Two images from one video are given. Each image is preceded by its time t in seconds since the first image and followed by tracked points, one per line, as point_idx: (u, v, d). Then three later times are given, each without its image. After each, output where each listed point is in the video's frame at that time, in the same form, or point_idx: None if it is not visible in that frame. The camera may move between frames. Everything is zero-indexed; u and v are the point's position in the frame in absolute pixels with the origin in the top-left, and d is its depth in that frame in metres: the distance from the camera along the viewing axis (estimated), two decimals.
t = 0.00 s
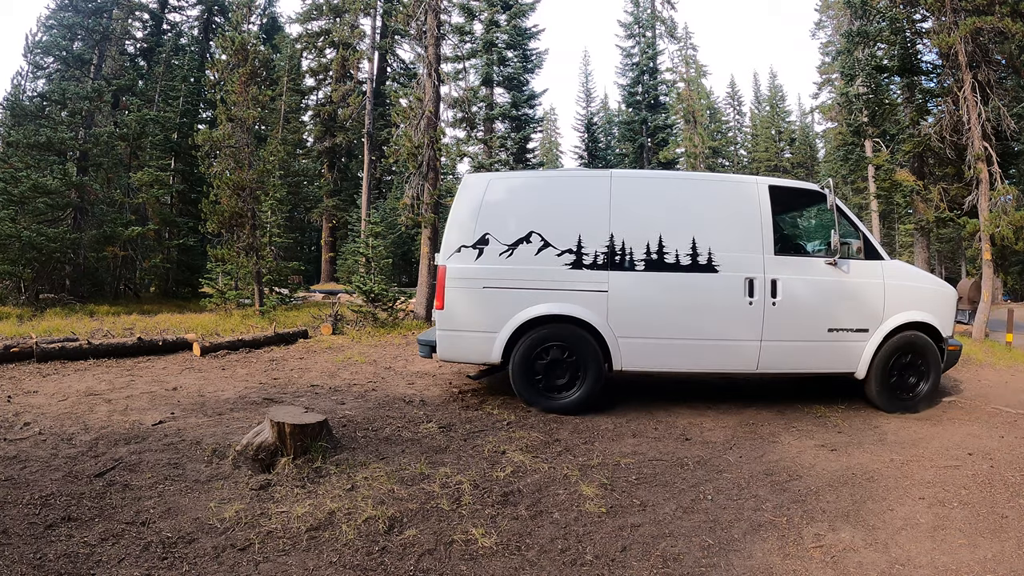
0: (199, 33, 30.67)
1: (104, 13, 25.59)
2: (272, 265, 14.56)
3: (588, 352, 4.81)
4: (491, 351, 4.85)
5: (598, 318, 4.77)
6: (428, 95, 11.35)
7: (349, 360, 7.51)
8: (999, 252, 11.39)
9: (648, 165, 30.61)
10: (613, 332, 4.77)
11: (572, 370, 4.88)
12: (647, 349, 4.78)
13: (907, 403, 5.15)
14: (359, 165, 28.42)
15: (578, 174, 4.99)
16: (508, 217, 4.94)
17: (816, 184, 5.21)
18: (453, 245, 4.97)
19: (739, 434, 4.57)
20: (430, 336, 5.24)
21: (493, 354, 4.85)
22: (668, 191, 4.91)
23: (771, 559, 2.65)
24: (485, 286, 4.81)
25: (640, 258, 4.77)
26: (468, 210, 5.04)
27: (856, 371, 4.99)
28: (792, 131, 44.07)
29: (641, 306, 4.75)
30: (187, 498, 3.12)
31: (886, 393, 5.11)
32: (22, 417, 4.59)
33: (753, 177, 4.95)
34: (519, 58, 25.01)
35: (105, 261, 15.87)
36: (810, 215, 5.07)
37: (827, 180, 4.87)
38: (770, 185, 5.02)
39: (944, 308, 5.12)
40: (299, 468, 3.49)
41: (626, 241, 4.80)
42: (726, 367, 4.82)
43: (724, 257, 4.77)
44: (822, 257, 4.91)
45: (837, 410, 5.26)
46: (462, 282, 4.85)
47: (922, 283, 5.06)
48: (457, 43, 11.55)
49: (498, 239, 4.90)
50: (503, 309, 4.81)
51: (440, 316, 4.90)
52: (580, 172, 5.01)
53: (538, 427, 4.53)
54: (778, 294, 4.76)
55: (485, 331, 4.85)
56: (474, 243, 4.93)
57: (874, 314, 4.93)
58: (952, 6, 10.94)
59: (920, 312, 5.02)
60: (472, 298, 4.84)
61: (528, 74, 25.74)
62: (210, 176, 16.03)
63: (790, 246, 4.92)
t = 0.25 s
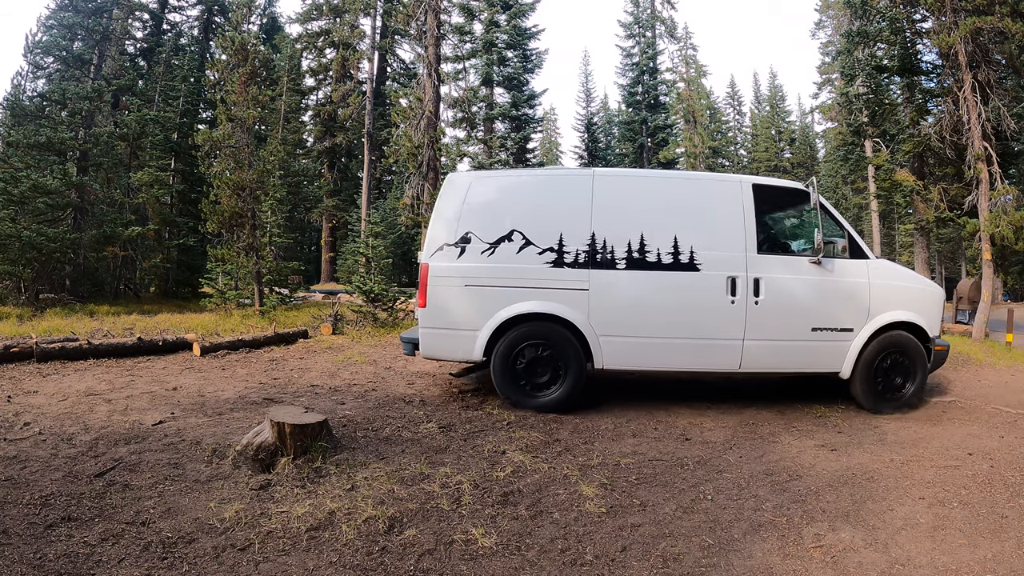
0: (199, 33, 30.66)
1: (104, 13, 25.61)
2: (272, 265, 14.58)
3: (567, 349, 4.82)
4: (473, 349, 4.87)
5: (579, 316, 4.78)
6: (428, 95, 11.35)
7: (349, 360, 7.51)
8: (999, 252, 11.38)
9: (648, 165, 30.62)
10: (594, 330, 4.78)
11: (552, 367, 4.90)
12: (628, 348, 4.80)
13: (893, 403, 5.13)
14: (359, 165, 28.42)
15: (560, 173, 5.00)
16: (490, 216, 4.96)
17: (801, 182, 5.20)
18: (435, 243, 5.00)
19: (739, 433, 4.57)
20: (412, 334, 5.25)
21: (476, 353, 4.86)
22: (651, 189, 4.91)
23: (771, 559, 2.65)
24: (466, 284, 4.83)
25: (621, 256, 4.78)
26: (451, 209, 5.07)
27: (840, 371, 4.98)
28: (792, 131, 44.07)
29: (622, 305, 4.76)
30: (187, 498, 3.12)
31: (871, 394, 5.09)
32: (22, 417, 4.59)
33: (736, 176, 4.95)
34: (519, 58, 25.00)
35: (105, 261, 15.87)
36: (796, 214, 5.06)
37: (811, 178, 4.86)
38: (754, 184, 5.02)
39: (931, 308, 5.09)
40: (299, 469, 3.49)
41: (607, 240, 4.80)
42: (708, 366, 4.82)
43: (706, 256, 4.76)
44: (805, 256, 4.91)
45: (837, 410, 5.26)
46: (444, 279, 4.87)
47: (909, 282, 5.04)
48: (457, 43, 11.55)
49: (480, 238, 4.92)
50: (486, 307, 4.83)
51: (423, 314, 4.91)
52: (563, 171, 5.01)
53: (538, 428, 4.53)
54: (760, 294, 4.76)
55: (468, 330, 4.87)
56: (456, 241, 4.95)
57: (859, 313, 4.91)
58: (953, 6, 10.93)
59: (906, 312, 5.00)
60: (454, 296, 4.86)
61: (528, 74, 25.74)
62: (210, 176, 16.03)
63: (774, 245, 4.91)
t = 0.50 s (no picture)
0: (199, 33, 30.68)
1: (104, 13, 25.63)
2: (272, 265, 14.60)
3: (550, 350, 4.84)
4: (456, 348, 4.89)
5: (561, 315, 4.80)
6: (428, 95, 11.35)
7: (349, 360, 7.51)
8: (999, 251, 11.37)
9: (648, 165, 30.63)
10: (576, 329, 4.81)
11: (535, 368, 4.91)
12: (612, 347, 4.81)
13: (879, 404, 5.11)
14: (359, 164, 28.42)
15: (545, 173, 5.03)
16: (475, 214, 4.99)
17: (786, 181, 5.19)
18: (420, 242, 5.04)
19: (739, 434, 4.57)
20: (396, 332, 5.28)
21: (458, 350, 4.89)
22: (636, 189, 4.92)
23: (771, 559, 2.65)
24: (450, 283, 4.87)
25: (603, 255, 4.79)
26: (436, 208, 5.10)
27: (827, 370, 4.97)
28: (792, 131, 44.05)
29: (604, 303, 4.77)
30: (188, 498, 3.12)
31: (857, 395, 5.08)
32: (22, 417, 4.59)
33: (720, 174, 4.95)
34: (519, 58, 25.00)
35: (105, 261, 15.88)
36: (781, 214, 5.06)
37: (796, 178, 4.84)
38: (739, 183, 5.01)
39: (919, 309, 5.05)
40: (299, 468, 3.49)
41: (590, 239, 4.82)
42: (691, 366, 4.82)
43: (689, 255, 4.77)
44: (790, 256, 4.90)
45: (837, 410, 5.26)
46: (428, 278, 4.91)
47: (896, 283, 5.01)
48: (457, 43, 11.54)
49: (464, 236, 4.94)
50: (469, 306, 4.85)
51: (407, 312, 4.95)
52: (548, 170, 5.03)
53: (538, 427, 4.53)
54: (745, 293, 4.76)
55: (451, 327, 4.89)
56: (440, 239, 4.99)
57: (844, 313, 4.89)
58: (952, 6, 10.93)
59: (893, 312, 4.97)
60: (438, 294, 4.90)
61: (528, 74, 25.75)
62: (210, 176, 16.02)
63: (758, 244, 4.91)
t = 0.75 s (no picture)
0: (199, 33, 30.68)
1: (104, 13, 25.64)
2: (272, 265, 14.61)
3: (531, 349, 4.88)
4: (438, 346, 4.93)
5: (542, 314, 4.83)
6: (428, 95, 11.35)
7: (349, 360, 7.51)
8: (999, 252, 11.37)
9: (648, 165, 30.63)
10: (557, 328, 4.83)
11: (516, 366, 4.96)
12: (593, 346, 4.84)
13: (864, 404, 5.09)
14: (359, 165, 28.42)
15: (527, 172, 5.05)
16: (457, 213, 5.02)
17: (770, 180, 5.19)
18: (402, 240, 5.07)
19: (740, 434, 4.57)
20: (380, 330, 5.33)
21: (439, 348, 4.93)
22: (618, 188, 4.93)
23: (771, 559, 2.65)
24: (432, 281, 4.92)
25: (584, 254, 4.81)
26: (420, 206, 5.14)
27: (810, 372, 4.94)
28: (792, 131, 44.06)
29: (584, 302, 4.79)
30: (188, 498, 3.11)
31: (841, 395, 5.06)
32: (22, 417, 4.59)
33: (703, 173, 4.96)
34: (519, 58, 25.00)
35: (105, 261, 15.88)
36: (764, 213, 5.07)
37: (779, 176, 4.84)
38: (722, 182, 5.02)
39: (905, 309, 5.02)
40: (299, 469, 3.49)
41: (571, 238, 4.84)
42: (672, 365, 4.83)
43: (670, 254, 4.77)
44: (773, 255, 4.89)
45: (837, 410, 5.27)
46: (409, 276, 4.95)
47: (881, 282, 4.98)
48: (457, 43, 11.54)
49: (445, 235, 4.98)
50: (451, 304, 4.90)
51: (389, 310, 5.00)
52: (532, 169, 5.06)
53: (538, 428, 4.53)
54: (726, 293, 4.75)
55: (433, 325, 4.94)
56: (422, 238, 5.03)
57: (828, 313, 4.87)
58: (952, 6, 10.93)
59: (877, 312, 4.95)
60: (420, 292, 4.94)
61: (528, 74, 25.77)
62: (210, 176, 16.02)
63: (741, 243, 4.90)
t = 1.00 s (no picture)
0: (199, 33, 30.67)
1: (104, 13, 25.63)
2: (272, 265, 14.62)
3: (510, 346, 4.91)
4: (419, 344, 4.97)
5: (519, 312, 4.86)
6: (428, 95, 11.35)
7: (349, 360, 7.52)
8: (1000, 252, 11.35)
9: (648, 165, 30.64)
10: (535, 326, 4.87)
11: (495, 364, 4.98)
12: (572, 344, 4.88)
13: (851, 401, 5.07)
14: (359, 165, 28.42)
15: (509, 171, 5.08)
16: (437, 211, 5.07)
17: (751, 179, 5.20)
18: (383, 239, 5.12)
19: (740, 434, 4.57)
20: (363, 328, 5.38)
21: (419, 346, 4.96)
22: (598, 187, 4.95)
23: (771, 559, 2.65)
24: (412, 279, 4.96)
25: (562, 253, 4.84)
26: (401, 206, 5.17)
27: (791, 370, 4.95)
28: (792, 131, 44.07)
29: (561, 300, 4.83)
30: (188, 498, 3.12)
31: (824, 394, 5.05)
32: (22, 417, 4.58)
33: (683, 171, 4.97)
34: (519, 58, 25.00)
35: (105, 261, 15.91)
36: (744, 213, 5.10)
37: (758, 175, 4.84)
38: (702, 180, 5.03)
39: (887, 308, 5.01)
40: (299, 468, 3.49)
41: (549, 237, 4.87)
42: (650, 363, 4.86)
43: (648, 253, 4.79)
44: (752, 254, 4.89)
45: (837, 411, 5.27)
46: (390, 275, 5.00)
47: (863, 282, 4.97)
48: (457, 43, 11.54)
49: (425, 234, 5.02)
50: (430, 301, 4.93)
51: (371, 308, 5.04)
52: (512, 168, 5.09)
53: (537, 428, 4.53)
54: (705, 291, 4.77)
55: (413, 323, 4.97)
56: (402, 237, 5.07)
57: (807, 312, 4.87)
58: (953, 6, 10.92)
59: (859, 312, 4.93)
60: (400, 291, 4.98)
61: (528, 74, 25.78)
62: (210, 176, 16.02)
63: (720, 241, 4.92)
